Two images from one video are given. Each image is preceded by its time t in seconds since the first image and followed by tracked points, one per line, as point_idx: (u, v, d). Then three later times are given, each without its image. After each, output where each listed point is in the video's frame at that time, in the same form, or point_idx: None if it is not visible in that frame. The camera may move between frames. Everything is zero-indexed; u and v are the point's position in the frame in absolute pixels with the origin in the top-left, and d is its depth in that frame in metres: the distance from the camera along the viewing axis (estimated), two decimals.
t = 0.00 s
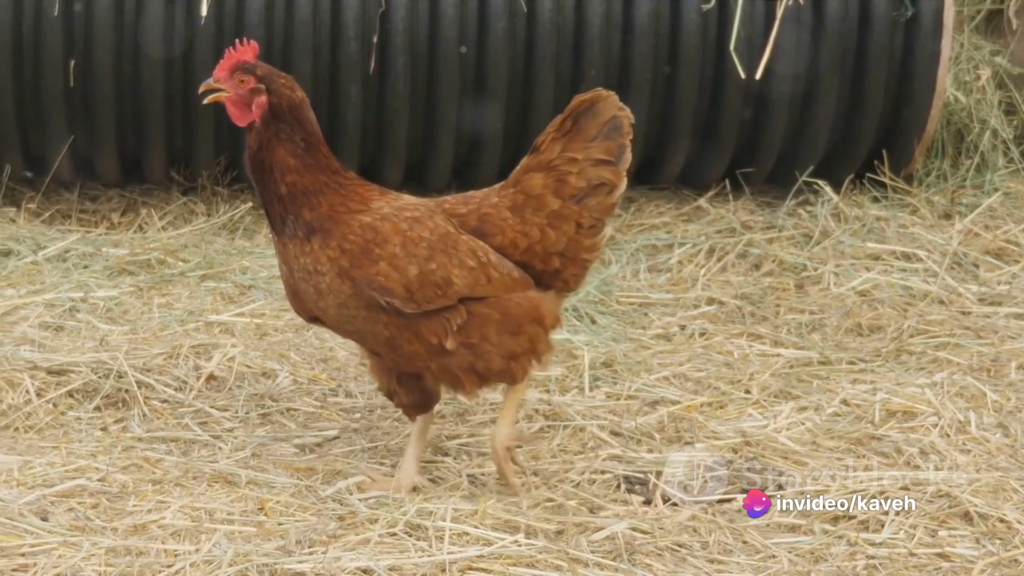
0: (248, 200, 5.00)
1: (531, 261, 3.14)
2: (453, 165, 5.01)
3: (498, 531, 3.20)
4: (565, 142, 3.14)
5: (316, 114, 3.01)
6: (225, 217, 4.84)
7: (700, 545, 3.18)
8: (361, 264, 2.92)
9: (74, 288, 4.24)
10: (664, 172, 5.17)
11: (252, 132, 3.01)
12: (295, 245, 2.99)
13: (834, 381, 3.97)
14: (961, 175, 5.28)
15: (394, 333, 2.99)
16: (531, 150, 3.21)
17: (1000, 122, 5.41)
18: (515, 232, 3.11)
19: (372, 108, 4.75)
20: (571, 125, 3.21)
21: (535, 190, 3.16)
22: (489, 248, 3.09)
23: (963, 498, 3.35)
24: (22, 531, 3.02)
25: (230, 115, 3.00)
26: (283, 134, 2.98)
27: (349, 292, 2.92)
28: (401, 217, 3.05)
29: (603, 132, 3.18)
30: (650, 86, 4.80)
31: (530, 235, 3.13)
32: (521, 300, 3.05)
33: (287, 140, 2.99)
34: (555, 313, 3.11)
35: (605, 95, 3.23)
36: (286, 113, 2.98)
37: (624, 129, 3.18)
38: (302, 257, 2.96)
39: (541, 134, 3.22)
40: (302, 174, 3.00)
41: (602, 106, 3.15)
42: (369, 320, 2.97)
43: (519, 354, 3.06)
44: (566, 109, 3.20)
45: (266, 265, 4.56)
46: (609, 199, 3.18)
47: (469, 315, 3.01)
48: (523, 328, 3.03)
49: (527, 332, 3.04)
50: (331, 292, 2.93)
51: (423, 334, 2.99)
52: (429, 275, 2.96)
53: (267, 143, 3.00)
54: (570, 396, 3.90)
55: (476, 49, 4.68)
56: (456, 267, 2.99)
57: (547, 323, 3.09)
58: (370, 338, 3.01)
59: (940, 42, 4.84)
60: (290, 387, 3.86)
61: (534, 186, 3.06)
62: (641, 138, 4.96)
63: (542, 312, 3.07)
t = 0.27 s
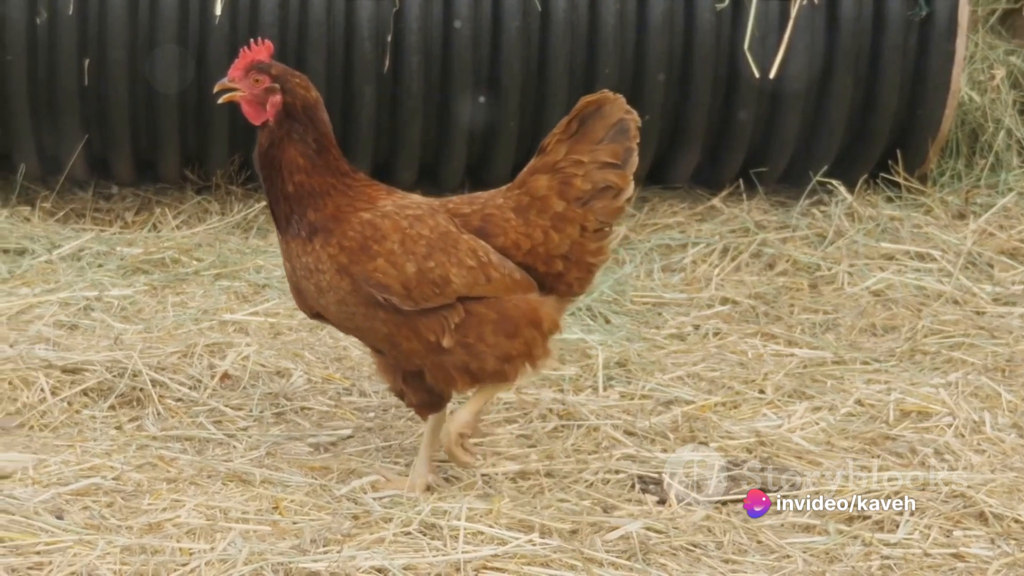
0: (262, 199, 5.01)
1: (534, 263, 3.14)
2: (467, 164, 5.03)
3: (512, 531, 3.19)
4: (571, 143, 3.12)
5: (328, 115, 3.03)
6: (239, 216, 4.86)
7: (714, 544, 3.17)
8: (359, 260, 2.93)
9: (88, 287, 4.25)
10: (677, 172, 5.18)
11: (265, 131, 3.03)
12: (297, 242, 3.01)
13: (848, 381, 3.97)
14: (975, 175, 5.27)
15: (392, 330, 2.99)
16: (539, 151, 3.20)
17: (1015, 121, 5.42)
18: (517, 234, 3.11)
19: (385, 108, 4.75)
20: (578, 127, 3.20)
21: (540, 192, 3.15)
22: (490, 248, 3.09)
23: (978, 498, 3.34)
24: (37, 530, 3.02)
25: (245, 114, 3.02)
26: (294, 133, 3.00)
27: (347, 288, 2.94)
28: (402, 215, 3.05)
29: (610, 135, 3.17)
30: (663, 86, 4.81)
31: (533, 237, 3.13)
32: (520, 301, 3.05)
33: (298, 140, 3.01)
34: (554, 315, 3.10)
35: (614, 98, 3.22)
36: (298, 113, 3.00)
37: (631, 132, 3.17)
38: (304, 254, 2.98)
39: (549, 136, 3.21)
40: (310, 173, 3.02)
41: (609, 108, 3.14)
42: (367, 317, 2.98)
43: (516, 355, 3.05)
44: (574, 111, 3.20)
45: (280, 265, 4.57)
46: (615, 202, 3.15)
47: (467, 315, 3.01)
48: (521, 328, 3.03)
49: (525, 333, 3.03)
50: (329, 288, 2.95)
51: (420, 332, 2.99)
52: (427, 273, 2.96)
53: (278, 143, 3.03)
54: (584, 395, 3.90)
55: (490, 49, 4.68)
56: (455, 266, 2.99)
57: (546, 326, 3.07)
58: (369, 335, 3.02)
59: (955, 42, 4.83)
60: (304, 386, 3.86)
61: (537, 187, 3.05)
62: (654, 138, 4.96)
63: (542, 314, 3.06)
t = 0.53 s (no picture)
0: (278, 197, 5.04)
1: (538, 267, 3.10)
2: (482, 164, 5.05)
3: (528, 530, 3.17)
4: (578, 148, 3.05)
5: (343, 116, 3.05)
6: (255, 215, 4.89)
7: (731, 544, 3.14)
8: (361, 257, 2.95)
9: (105, 286, 4.28)
10: (692, 172, 5.19)
11: (279, 130, 3.04)
12: (303, 239, 3.04)
13: (864, 381, 3.96)
14: (991, 175, 5.26)
15: (391, 327, 3.00)
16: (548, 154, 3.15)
17: None
18: (522, 237, 3.08)
19: (401, 107, 4.76)
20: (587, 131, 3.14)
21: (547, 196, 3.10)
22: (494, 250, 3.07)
23: (995, 499, 3.33)
24: (54, 528, 3.00)
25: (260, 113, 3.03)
26: (308, 133, 3.01)
27: (348, 284, 2.96)
28: (406, 214, 3.06)
29: (619, 140, 3.10)
30: (678, 86, 4.81)
31: (539, 241, 3.09)
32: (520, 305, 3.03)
33: (312, 140, 3.02)
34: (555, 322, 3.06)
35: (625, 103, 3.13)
36: (313, 113, 3.01)
37: (640, 138, 3.08)
38: (308, 250, 3.01)
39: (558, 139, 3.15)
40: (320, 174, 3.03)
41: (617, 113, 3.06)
42: (368, 313, 3.00)
43: (514, 358, 3.03)
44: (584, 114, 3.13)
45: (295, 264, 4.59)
46: (622, 209, 3.09)
47: (466, 316, 3.00)
48: (519, 332, 3.01)
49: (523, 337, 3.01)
50: (331, 284, 2.97)
51: (419, 330, 2.99)
52: (427, 271, 2.96)
53: (292, 142, 3.05)
54: (599, 395, 3.89)
55: (504, 47, 4.70)
56: (457, 266, 2.98)
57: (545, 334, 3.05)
58: (369, 331, 3.04)
59: (970, 42, 4.83)
60: (320, 385, 3.87)
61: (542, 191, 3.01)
62: (669, 138, 4.95)
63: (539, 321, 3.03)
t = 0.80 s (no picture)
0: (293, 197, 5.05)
1: (541, 275, 3.06)
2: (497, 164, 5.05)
3: (544, 531, 3.16)
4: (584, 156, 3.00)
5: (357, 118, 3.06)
6: (270, 215, 4.90)
7: (746, 546, 3.13)
8: (362, 256, 2.95)
9: (120, 286, 4.29)
10: (707, 173, 5.19)
11: (293, 131, 3.06)
12: (307, 238, 3.05)
13: (879, 383, 3.95)
14: (1007, 176, 5.25)
15: (389, 329, 3.01)
16: (555, 161, 3.10)
17: None
18: (526, 244, 3.05)
19: (416, 108, 4.77)
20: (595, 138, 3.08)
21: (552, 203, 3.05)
22: (497, 256, 3.04)
23: (1011, 501, 3.32)
24: (70, 528, 3.00)
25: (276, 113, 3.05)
26: (321, 134, 3.03)
27: (348, 282, 2.97)
28: (410, 215, 3.06)
29: (626, 150, 3.03)
30: (693, 87, 4.81)
31: (542, 248, 3.05)
32: (518, 313, 3.00)
33: (325, 141, 3.03)
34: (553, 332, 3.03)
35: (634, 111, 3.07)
36: (328, 115, 3.03)
37: (648, 148, 3.02)
38: (312, 248, 3.02)
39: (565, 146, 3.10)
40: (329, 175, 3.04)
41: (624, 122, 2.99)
42: (367, 312, 3.01)
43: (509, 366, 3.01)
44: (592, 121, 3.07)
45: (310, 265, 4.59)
46: (628, 219, 3.03)
47: (464, 322, 2.98)
48: (516, 340, 2.99)
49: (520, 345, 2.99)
50: (331, 282, 2.99)
51: (417, 333, 2.99)
52: (427, 274, 2.95)
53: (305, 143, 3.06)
54: (614, 396, 3.89)
55: (520, 48, 4.72)
56: (457, 270, 2.97)
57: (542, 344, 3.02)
58: (368, 331, 3.05)
59: (986, 43, 4.82)
60: (335, 386, 3.87)
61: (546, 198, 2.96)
62: (684, 140, 4.95)
63: (537, 330, 3.00)
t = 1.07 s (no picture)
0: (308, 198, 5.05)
1: (539, 282, 3.08)
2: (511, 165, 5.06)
3: (559, 533, 3.16)
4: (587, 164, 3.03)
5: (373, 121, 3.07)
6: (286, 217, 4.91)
7: (761, 548, 3.13)
8: (359, 260, 2.97)
9: (134, 286, 4.30)
10: (721, 175, 5.19)
11: (307, 132, 3.05)
12: (307, 237, 3.06)
13: (893, 385, 3.95)
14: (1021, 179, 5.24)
15: (384, 333, 3.03)
16: (556, 167, 3.11)
17: None
18: (525, 250, 3.06)
19: (430, 109, 4.78)
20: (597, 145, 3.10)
21: (553, 211, 3.07)
22: (496, 262, 3.05)
23: None
24: (86, 528, 3.00)
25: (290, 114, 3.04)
26: (334, 134, 3.03)
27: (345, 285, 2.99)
28: (409, 219, 3.07)
29: (627, 159, 3.06)
30: (708, 88, 4.81)
31: (542, 255, 3.06)
32: (514, 322, 3.02)
33: (338, 142, 3.04)
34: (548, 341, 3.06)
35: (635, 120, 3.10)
36: (344, 117, 3.03)
37: (650, 158, 3.06)
38: (313, 248, 3.03)
39: (566, 152, 3.11)
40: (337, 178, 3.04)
41: (628, 131, 3.02)
42: (363, 314, 3.03)
43: (502, 375, 3.05)
44: (595, 128, 3.08)
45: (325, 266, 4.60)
46: (628, 228, 3.06)
47: (459, 329, 3.01)
48: (511, 350, 3.02)
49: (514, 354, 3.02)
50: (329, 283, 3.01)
51: (412, 338, 3.02)
52: (424, 279, 2.97)
53: (316, 143, 3.06)
54: (628, 397, 3.89)
55: (534, 48, 4.72)
56: (455, 276, 2.98)
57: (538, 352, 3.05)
58: (363, 334, 3.08)
59: (1001, 45, 4.81)
60: (350, 387, 3.87)
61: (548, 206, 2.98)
62: (698, 142, 4.95)
63: (533, 339, 3.03)
